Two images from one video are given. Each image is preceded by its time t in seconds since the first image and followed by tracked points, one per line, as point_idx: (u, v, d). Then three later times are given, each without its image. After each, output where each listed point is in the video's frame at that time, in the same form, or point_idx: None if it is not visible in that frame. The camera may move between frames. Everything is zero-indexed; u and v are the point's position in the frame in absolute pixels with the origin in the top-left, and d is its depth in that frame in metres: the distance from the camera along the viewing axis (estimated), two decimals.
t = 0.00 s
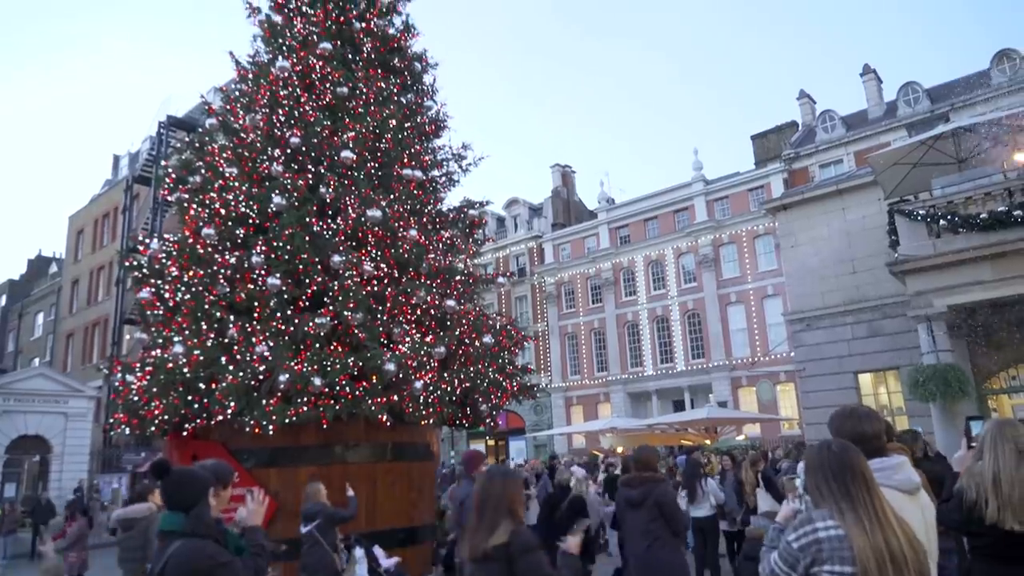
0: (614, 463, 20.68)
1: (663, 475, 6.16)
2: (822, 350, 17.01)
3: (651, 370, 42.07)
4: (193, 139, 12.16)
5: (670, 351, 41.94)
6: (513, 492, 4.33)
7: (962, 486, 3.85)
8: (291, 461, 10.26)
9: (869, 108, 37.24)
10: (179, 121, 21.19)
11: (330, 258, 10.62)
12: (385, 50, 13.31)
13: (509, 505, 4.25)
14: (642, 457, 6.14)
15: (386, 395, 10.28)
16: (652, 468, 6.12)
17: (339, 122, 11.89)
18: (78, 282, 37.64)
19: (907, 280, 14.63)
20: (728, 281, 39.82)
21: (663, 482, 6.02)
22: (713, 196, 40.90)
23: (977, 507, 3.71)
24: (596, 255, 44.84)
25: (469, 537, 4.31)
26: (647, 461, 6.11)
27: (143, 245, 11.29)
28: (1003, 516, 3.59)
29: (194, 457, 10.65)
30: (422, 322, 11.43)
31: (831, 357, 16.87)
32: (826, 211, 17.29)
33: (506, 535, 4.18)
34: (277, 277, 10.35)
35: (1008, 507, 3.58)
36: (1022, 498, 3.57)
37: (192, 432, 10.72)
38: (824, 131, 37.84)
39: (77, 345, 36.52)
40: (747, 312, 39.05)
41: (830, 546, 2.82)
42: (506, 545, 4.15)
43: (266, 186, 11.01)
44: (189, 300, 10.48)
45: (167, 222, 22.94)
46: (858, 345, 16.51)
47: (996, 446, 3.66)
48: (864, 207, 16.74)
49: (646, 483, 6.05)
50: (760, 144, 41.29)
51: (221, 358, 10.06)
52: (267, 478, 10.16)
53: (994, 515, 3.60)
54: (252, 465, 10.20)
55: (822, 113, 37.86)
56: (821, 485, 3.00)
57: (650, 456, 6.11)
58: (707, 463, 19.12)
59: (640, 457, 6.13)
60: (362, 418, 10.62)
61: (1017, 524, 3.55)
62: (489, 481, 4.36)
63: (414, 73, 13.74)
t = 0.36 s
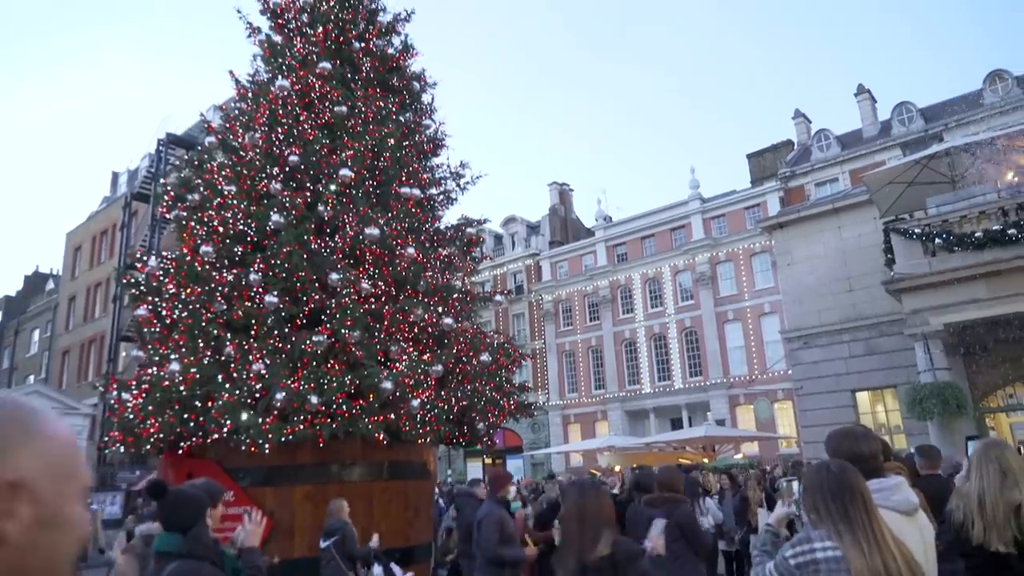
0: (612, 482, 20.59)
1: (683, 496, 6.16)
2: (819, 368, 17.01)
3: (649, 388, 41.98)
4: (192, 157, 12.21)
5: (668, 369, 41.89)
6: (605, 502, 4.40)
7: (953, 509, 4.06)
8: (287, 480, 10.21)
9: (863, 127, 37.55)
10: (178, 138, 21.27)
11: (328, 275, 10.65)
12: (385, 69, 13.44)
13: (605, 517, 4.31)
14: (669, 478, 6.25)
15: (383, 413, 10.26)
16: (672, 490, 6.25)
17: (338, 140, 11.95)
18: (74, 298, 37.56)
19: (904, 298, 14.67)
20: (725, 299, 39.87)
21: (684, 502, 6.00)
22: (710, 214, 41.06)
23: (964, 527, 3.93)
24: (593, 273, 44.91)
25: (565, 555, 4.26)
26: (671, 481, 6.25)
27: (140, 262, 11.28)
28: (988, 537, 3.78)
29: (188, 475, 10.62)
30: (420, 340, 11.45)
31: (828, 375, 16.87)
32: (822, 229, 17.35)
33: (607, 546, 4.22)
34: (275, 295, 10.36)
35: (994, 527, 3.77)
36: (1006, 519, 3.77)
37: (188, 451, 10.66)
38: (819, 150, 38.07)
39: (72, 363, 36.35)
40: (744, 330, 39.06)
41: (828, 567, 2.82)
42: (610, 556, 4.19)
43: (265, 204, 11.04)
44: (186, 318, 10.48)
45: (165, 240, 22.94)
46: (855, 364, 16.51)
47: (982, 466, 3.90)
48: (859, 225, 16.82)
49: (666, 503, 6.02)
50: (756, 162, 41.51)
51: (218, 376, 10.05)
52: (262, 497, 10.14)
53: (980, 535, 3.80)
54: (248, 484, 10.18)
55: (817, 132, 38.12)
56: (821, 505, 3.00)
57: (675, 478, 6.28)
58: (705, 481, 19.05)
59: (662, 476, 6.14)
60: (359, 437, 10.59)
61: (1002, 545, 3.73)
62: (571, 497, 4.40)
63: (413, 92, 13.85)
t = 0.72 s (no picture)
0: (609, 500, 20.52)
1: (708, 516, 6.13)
2: (816, 386, 17.01)
3: (646, 406, 41.91)
4: (191, 174, 12.26)
5: (665, 387, 41.83)
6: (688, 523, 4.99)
7: (945, 532, 4.05)
8: (281, 497, 10.19)
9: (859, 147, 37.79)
10: (177, 155, 21.36)
11: (325, 292, 10.67)
12: (384, 88, 13.56)
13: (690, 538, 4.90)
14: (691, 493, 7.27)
15: (380, 431, 10.13)
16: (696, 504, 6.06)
17: (336, 158, 12.02)
18: (71, 314, 37.48)
19: (900, 316, 14.70)
20: (722, 316, 39.92)
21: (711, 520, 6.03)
22: (707, 232, 41.20)
23: (955, 548, 3.92)
24: (590, 290, 44.98)
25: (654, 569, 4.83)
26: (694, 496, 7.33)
27: (137, 278, 11.30)
28: (976, 558, 3.77)
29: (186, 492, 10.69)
30: (417, 357, 11.46)
31: (825, 393, 16.87)
32: (819, 247, 17.42)
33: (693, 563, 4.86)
34: (272, 312, 10.37)
35: (982, 548, 3.76)
36: (993, 542, 3.77)
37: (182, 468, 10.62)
38: (815, 169, 38.30)
39: (68, 379, 36.20)
40: (741, 348, 39.07)
41: None
42: (698, 571, 5.04)
43: (263, 221, 11.08)
44: (183, 334, 10.49)
45: (163, 256, 22.98)
46: (852, 382, 16.51)
47: (970, 488, 3.95)
48: (856, 244, 16.88)
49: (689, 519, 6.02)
50: (752, 181, 41.73)
51: (214, 394, 10.03)
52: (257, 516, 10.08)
53: (968, 556, 3.80)
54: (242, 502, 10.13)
55: (813, 152, 38.37)
56: (819, 528, 3.00)
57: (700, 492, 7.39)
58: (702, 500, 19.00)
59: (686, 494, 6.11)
60: (355, 454, 10.56)
61: (990, 566, 3.71)
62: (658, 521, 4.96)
63: (411, 111, 13.94)
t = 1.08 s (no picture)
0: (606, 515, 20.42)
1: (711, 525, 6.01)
2: (814, 401, 17.00)
3: (643, 420, 41.80)
4: (190, 186, 12.26)
5: (662, 401, 41.74)
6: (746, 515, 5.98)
7: (940, 548, 4.04)
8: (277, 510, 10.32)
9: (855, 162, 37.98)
10: (176, 167, 21.40)
11: (322, 305, 10.66)
12: (382, 102, 13.63)
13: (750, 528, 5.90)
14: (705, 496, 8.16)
15: (376, 443, 10.20)
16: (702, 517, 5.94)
17: (334, 171, 12.03)
18: (67, 325, 37.39)
19: (897, 331, 14.71)
20: (720, 330, 39.92)
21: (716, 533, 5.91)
22: (704, 246, 41.28)
23: (948, 564, 3.91)
24: (588, 303, 45.00)
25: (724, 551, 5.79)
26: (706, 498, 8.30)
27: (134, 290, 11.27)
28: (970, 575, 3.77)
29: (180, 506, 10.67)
30: (414, 370, 11.45)
31: (822, 408, 16.88)
32: (816, 261, 17.45)
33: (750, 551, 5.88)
34: (269, 324, 10.34)
35: (975, 566, 3.76)
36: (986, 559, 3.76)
37: (177, 482, 10.56)
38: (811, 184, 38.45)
39: (63, 391, 36.05)
40: (739, 362, 39.03)
41: None
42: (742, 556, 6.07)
43: (261, 233, 11.09)
44: (180, 346, 10.49)
45: (161, 267, 22.95)
46: (850, 397, 16.51)
47: (962, 505, 3.96)
48: (852, 258, 16.93)
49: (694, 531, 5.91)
50: (749, 196, 41.88)
51: (209, 406, 9.97)
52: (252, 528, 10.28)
53: (961, 572, 3.80)
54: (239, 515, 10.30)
55: (809, 167, 38.54)
56: (817, 544, 2.98)
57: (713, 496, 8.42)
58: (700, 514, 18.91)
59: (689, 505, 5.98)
60: (351, 468, 10.52)
61: None
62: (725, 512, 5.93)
63: (410, 125, 13.99)
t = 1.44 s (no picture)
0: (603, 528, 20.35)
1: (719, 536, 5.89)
2: (811, 414, 16.99)
3: (641, 433, 41.71)
4: (188, 197, 12.27)
5: (660, 413, 41.66)
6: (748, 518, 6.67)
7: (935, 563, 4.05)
8: (271, 523, 10.32)
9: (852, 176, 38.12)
10: (176, 178, 21.43)
11: (320, 317, 10.65)
12: (381, 115, 13.67)
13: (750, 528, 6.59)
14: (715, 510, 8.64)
15: (373, 456, 10.17)
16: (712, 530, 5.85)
17: (333, 183, 12.06)
18: (64, 335, 37.31)
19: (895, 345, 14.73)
20: (718, 343, 39.92)
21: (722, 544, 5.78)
22: (702, 259, 41.36)
23: None
24: (586, 315, 45.02)
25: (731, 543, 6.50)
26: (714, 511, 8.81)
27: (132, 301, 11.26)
28: None
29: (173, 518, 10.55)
30: (412, 383, 11.44)
31: (820, 421, 16.86)
32: (814, 275, 17.49)
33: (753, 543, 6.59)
34: (266, 336, 10.31)
35: None
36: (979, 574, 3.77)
37: (172, 494, 10.52)
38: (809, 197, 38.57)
39: (59, 402, 35.92)
40: (737, 375, 39.01)
41: None
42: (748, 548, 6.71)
43: (260, 245, 11.09)
44: (177, 357, 10.46)
45: (159, 278, 22.93)
46: (847, 410, 16.49)
47: (958, 520, 3.97)
48: (849, 272, 16.97)
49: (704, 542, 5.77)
50: (747, 209, 42.00)
51: (206, 418, 9.93)
52: (246, 540, 10.30)
53: None
54: (233, 527, 10.31)
55: (806, 181, 38.69)
56: (814, 561, 2.98)
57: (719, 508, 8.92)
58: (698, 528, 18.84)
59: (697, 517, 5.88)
60: (348, 480, 10.51)
61: None
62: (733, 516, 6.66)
63: (410, 137, 14.01)
